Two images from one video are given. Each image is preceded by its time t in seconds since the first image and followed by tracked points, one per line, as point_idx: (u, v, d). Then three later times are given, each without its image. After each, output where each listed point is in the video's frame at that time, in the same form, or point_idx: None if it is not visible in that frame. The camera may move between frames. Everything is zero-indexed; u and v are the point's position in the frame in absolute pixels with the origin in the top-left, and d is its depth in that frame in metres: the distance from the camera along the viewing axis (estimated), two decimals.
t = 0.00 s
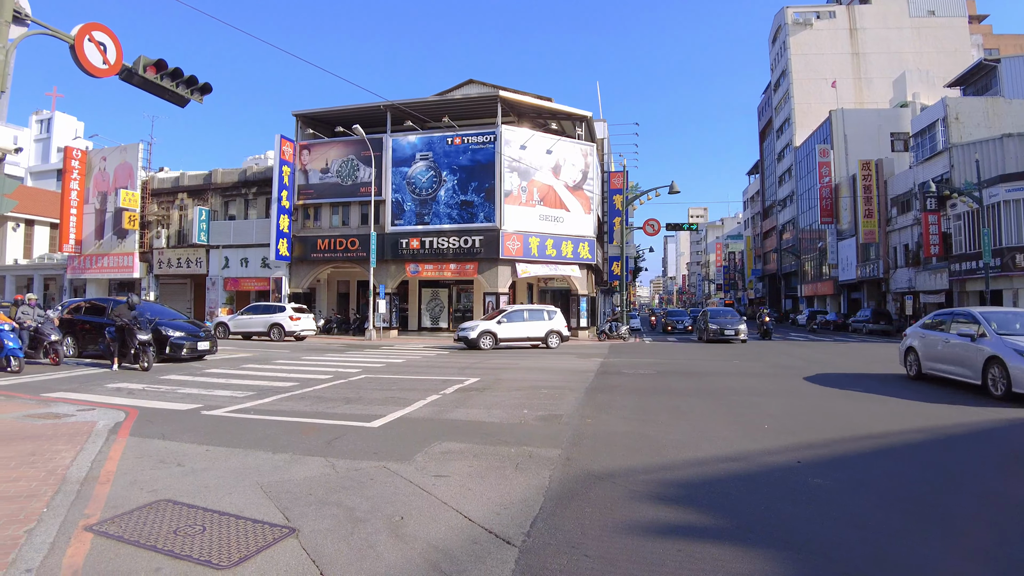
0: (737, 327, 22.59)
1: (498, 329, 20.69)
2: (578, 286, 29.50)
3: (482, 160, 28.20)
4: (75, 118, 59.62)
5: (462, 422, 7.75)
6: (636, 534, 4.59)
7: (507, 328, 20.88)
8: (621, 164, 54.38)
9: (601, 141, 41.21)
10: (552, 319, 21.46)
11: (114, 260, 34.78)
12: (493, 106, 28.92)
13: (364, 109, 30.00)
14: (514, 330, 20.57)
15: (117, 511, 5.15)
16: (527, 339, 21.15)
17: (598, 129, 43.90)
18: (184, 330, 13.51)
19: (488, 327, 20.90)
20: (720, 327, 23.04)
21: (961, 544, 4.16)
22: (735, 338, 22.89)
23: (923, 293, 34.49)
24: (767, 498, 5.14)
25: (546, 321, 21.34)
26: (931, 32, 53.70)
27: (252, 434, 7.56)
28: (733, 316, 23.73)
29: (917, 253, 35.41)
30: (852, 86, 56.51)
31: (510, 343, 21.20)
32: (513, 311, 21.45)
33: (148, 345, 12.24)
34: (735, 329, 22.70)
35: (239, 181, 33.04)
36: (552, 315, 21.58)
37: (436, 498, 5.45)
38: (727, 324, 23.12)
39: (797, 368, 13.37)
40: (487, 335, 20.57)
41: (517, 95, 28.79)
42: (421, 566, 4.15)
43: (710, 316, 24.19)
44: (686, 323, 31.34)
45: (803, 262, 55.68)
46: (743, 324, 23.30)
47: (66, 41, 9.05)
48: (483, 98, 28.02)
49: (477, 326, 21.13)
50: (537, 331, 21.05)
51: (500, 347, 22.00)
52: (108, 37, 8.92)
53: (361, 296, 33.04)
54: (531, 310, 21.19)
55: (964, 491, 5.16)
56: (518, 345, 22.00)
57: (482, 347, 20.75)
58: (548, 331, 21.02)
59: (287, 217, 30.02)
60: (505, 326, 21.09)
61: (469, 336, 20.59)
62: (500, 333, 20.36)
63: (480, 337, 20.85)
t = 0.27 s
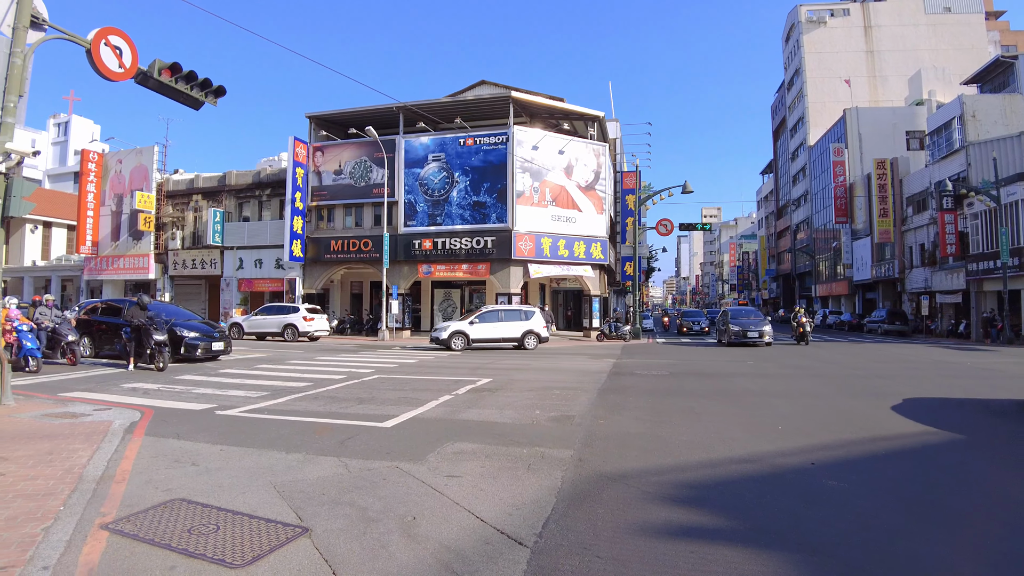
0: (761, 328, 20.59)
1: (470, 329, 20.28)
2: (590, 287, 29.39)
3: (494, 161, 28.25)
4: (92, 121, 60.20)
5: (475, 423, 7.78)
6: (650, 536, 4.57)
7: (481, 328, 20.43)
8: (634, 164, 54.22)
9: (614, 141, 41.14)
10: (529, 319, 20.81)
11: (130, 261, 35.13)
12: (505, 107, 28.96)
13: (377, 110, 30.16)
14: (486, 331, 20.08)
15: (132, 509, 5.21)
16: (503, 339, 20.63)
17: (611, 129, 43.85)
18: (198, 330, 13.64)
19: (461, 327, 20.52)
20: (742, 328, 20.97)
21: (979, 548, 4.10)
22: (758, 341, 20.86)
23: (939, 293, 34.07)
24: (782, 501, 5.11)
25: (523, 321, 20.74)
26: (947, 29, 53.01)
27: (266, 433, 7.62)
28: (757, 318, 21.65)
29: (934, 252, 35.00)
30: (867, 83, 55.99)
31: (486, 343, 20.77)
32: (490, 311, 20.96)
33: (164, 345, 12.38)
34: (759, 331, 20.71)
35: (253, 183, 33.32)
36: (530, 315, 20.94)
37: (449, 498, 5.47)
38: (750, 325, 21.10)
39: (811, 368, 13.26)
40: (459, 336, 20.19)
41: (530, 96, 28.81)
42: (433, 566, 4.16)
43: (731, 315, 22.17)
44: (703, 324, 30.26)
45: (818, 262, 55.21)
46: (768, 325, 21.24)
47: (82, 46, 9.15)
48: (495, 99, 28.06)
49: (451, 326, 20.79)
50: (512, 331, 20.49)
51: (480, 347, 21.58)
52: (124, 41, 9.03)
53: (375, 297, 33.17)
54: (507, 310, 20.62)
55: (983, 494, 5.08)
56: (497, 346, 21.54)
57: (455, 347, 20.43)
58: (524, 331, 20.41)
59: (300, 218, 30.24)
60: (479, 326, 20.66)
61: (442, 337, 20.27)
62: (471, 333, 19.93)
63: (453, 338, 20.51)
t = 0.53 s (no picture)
0: (784, 331, 18.36)
1: (437, 330, 20.14)
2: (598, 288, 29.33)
3: (502, 161, 28.26)
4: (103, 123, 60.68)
5: (484, 423, 7.79)
6: (658, 537, 4.56)
7: (448, 329, 20.25)
8: (642, 164, 54.08)
9: (622, 141, 41.07)
10: (500, 320, 20.47)
11: (141, 262, 35.36)
12: (513, 108, 29.00)
13: (385, 111, 30.26)
14: (453, 331, 19.89)
15: (142, 509, 5.25)
16: (471, 340, 20.36)
17: (619, 129, 43.82)
18: (208, 331, 13.73)
19: (429, 327, 20.40)
20: (763, 331, 18.67)
21: (993, 551, 4.05)
22: (781, 345, 18.61)
23: (951, 294, 33.79)
24: (791, 502, 5.09)
25: (491, 322, 20.39)
26: (957, 28, 52.62)
27: (275, 433, 7.66)
28: (780, 320, 19.34)
29: (945, 252, 34.69)
30: (876, 82, 55.64)
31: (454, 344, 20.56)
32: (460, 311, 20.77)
33: (174, 345, 12.47)
34: (782, 335, 18.47)
35: (262, 184, 33.49)
36: (502, 315, 20.59)
37: (457, 499, 5.48)
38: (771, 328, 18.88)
39: (823, 370, 13.16)
40: (426, 336, 20.11)
41: (537, 96, 28.80)
42: (442, 567, 4.17)
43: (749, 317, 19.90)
44: (715, 326, 29.46)
45: (828, 262, 54.87)
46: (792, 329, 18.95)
47: (94, 49, 9.24)
48: (503, 100, 28.07)
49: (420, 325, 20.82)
50: (478, 332, 20.20)
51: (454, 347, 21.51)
52: (134, 45, 9.11)
53: (383, 298, 33.25)
54: (476, 310, 20.35)
55: (997, 496, 5.02)
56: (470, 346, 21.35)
57: (422, 347, 20.35)
58: (493, 332, 20.08)
59: (309, 219, 30.39)
60: (446, 326, 20.53)
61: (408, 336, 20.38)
62: (436, 334, 19.84)
63: (420, 338, 20.41)
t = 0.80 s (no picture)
0: (808, 335, 16.14)
1: (402, 330, 20.05)
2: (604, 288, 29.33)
3: (507, 162, 28.27)
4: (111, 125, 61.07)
5: (490, 424, 7.78)
6: (663, 539, 4.54)
7: (414, 329, 20.11)
8: (649, 164, 54.10)
9: (628, 141, 41.01)
10: (466, 320, 20.16)
11: (148, 263, 35.47)
12: (519, 108, 29.00)
13: (391, 112, 30.32)
14: (417, 331, 19.73)
15: (148, 509, 5.27)
16: (436, 340, 20.13)
17: (625, 129, 43.79)
18: (215, 331, 13.78)
19: (395, 328, 20.35)
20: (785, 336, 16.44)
21: (1001, 553, 4.02)
22: (806, 352, 16.41)
23: (959, 294, 33.60)
24: (797, 503, 5.06)
25: (457, 323, 20.10)
26: (965, 27, 52.33)
27: (282, 434, 7.68)
28: (803, 322, 17.13)
29: (953, 252, 34.47)
30: (884, 82, 55.40)
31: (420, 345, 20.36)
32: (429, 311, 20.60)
33: (182, 346, 12.54)
34: (805, 340, 16.30)
35: (269, 185, 33.61)
36: (469, 315, 20.29)
37: (462, 499, 5.49)
38: (793, 331, 16.66)
39: (831, 370, 13.09)
40: (391, 336, 20.08)
41: (543, 97, 28.80)
42: (447, 567, 4.17)
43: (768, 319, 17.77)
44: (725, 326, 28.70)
45: (835, 262, 54.65)
46: (818, 332, 16.74)
47: (101, 50, 9.30)
48: (508, 100, 28.07)
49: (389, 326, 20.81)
50: (443, 332, 19.94)
51: (424, 347, 21.39)
52: (141, 46, 9.15)
53: (389, 298, 33.28)
54: (441, 310, 20.15)
55: (1006, 498, 4.98)
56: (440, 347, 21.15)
57: (388, 347, 20.32)
58: (458, 332, 19.77)
59: (316, 220, 30.51)
60: (413, 326, 20.41)
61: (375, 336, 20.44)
62: (400, 334, 19.74)
63: (386, 338, 20.38)
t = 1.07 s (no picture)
0: (840, 342, 13.60)
1: (366, 329, 20.21)
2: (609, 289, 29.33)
3: (512, 162, 28.29)
4: (117, 126, 61.37)
5: (493, 425, 7.78)
6: (668, 540, 4.53)
7: (378, 328, 20.22)
8: (653, 165, 54.12)
9: (632, 141, 40.96)
10: (429, 320, 20.12)
11: (154, 264, 35.57)
12: (522, 108, 28.98)
13: (395, 113, 30.36)
14: (380, 331, 19.83)
15: (154, 509, 5.29)
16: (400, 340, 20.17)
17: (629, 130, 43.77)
18: (220, 332, 13.82)
19: (360, 327, 20.52)
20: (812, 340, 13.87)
21: (1007, 555, 4.00)
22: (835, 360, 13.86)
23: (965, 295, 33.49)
24: (802, 504, 5.05)
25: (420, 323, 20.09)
26: (971, 26, 52.07)
27: (286, 434, 7.70)
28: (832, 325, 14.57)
29: (959, 252, 34.32)
30: (889, 81, 55.20)
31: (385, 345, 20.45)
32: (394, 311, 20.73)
33: (187, 346, 12.58)
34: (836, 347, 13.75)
35: (274, 186, 33.69)
36: (433, 315, 20.26)
37: (466, 500, 5.49)
38: (821, 336, 14.09)
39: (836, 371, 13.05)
40: (356, 335, 20.25)
41: (547, 98, 28.77)
42: (450, 568, 4.17)
43: (790, 321, 15.17)
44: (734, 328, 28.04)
45: (840, 263, 54.46)
46: (849, 338, 14.18)
47: (107, 53, 9.36)
48: (512, 101, 28.08)
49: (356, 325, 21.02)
50: (405, 331, 19.96)
51: (391, 347, 21.50)
52: (147, 48, 9.20)
53: (394, 299, 33.28)
54: (406, 310, 20.21)
55: (1012, 500, 4.95)
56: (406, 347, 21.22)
57: (353, 347, 20.52)
58: (420, 332, 19.75)
59: (320, 221, 30.59)
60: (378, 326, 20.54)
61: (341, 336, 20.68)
62: (363, 334, 19.89)
63: (351, 338, 20.58)
